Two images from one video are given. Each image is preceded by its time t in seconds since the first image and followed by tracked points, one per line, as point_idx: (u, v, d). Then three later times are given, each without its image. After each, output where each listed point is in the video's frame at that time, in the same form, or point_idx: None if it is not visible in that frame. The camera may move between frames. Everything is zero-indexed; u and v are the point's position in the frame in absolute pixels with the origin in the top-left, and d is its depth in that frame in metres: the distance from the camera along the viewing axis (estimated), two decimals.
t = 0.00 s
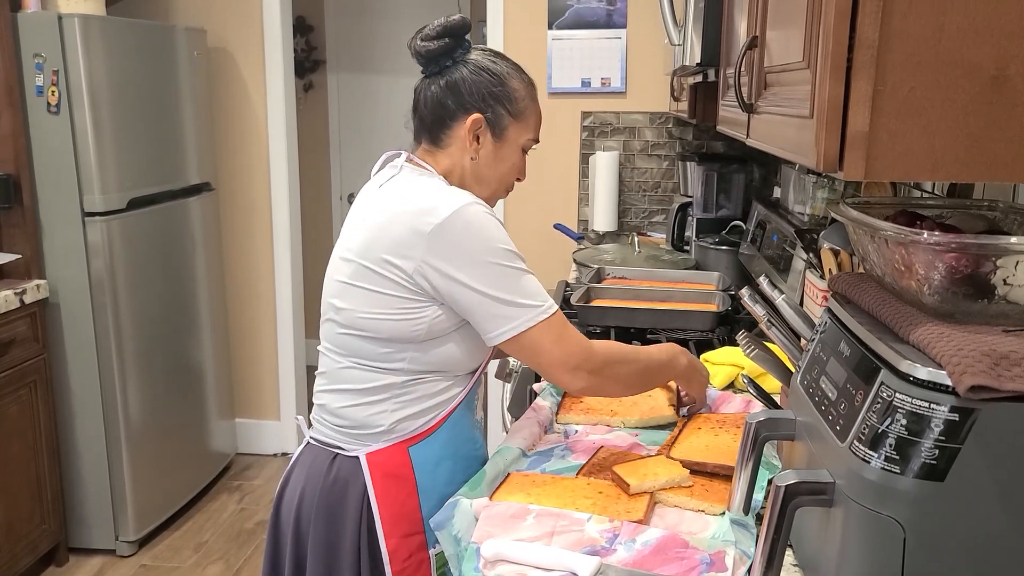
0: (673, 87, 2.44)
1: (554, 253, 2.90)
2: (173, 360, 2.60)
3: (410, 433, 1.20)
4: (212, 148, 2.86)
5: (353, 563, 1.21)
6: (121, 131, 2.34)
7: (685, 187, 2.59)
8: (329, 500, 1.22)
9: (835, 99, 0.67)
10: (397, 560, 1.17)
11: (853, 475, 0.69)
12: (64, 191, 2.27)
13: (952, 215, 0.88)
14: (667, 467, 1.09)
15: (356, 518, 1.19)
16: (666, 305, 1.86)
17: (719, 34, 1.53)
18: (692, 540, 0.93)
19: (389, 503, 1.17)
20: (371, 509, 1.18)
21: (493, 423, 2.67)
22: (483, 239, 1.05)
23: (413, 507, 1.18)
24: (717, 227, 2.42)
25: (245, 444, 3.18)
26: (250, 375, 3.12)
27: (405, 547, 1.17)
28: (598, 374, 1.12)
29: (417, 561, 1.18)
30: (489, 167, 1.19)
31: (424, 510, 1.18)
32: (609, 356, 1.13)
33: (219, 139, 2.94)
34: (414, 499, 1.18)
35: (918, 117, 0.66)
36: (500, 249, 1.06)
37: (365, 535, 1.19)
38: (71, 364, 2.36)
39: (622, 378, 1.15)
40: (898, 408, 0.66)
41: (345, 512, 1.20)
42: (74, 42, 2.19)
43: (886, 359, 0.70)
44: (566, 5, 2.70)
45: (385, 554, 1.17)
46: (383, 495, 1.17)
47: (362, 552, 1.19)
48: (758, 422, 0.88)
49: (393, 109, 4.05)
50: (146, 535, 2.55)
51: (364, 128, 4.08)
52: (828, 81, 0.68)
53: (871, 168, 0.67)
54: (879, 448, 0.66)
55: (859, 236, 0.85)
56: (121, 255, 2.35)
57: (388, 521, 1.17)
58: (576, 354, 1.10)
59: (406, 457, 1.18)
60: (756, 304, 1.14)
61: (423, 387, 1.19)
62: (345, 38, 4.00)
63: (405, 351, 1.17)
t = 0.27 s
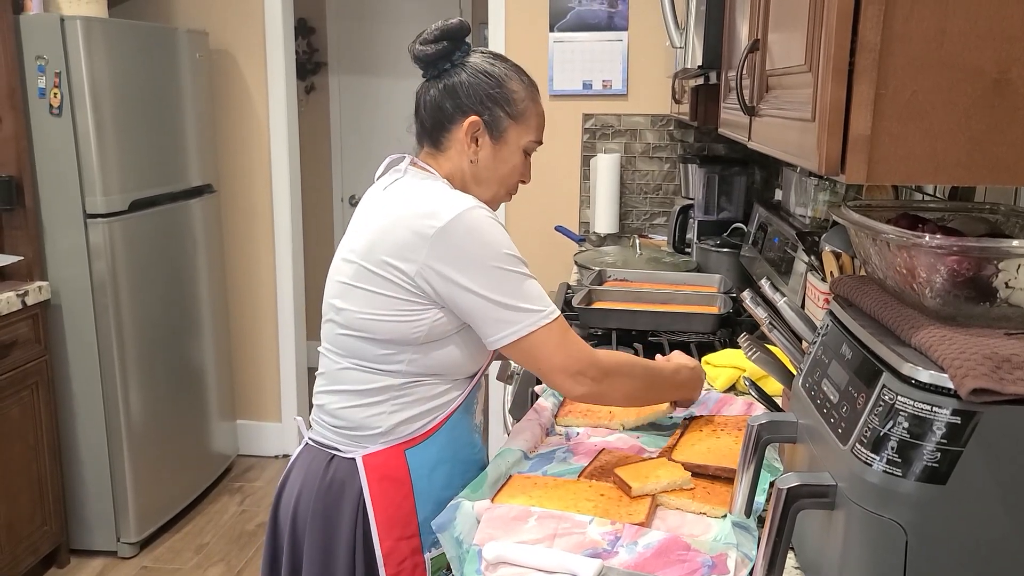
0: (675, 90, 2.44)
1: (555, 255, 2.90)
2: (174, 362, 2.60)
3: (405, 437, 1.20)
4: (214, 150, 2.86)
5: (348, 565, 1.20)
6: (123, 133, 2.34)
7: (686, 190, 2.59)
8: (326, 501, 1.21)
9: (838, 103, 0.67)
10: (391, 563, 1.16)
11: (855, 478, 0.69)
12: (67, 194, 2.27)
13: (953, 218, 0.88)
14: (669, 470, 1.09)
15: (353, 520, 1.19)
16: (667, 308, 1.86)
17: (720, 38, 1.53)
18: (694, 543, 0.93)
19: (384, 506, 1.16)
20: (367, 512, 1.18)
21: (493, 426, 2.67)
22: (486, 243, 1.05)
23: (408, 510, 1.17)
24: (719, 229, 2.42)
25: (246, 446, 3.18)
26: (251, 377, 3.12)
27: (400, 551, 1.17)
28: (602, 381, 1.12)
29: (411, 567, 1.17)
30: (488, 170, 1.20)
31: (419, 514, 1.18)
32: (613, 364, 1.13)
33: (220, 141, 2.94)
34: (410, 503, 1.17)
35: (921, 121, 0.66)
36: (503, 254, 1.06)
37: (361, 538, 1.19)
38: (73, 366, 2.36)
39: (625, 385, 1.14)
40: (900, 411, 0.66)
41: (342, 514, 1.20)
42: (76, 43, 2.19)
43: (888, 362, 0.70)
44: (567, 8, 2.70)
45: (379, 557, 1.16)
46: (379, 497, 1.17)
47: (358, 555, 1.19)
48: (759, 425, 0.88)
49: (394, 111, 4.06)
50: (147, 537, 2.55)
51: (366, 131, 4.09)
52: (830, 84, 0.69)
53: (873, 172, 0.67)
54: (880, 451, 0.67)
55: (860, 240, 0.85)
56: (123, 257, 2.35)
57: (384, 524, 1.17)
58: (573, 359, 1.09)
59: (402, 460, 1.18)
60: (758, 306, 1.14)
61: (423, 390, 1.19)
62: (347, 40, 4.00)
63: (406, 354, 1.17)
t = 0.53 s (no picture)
0: (675, 90, 2.44)
1: (556, 256, 2.90)
2: (175, 363, 2.61)
3: (405, 437, 1.20)
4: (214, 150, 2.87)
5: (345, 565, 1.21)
6: (124, 134, 2.34)
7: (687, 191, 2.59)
8: (322, 502, 1.22)
9: (837, 103, 0.68)
10: (385, 564, 1.18)
11: (856, 478, 0.69)
12: (68, 194, 2.27)
13: (953, 218, 0.88)
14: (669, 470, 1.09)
15: (349, 521, 1.20)
16: (668, 309, 1.86)
17: (721, 38, 1.53)
18: (694, 543, 0.93)
19: (380, 507, 1.18)
20: (362, 512, 1.18)
21: (494, 426, 2.67)
22: (474, 244, 1.04)
23: (404, 512, 1.18)
24: (719, 230, 2.42)
25: (247, 446, 3.19)
26: (252, 377, 3.12)
27: (394, 551, 1.18)
28: (587, 390, 1.07)
29: (405, 567, 1.18)
30: (485, 170, 1.19)
31: (415, 516, 1.19)
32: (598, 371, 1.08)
33: (221, 142, 2.94)
34: (405, 504, 1.18)
35: (921, 121, 0.66)
36: (490, 255, 1.04)
37: (357, 538, 1.20)
38: (73, 366, 2.36)
39: (612, 396, 1.09)
40: (900, 412, 0.66)
41: (338, 514, 1.21)
42: (77, 44, 2.19)
43: (888, 363, 0.70)
44: (568, 9, 2.70)
45: (374, 558, 1.18)
46: (375, 499, 1.18)
47: (353, 555, 1.20)
48: (760, 425, 0.88)
49: (395, 112, 4.06)
50: (148, 538, 2.55)
51: (366, 131, 4.09)
52: (830, 84, 0.69)
53: (873, 172, 0.67)
54: (881, 451, 0.67)
55: (861, 240, 0.85)
56: (123, 258, 2.35)
57: (379, 525, 1.18)
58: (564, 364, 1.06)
59: (399, 462, 1.19)
60: (758, 307, 1.14)
61: (417, 392, 1.19)
62: (347, 41, 4.00)
63: (398, 355, 1.17)
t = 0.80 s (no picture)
0: (676, 92, 2.44)
1: (556, 257, 2.90)
2: (175, 363, 2.61)
3: (395, 439, 1.20)
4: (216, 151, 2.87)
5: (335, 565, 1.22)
6: (125, 135, 2.34)
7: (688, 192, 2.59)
8: (314, 500, 1.23)
9: (838, 105, 0.68)
10: (372, 566, 1.17)
11: (856, 479, 0.69)
12: (69, 195, 2.28)
13: (954, 220, 0.88)
14: (670, 471, 1.09)
15: (339, 520, 1.20)
16: (669, 310, 1.86)
17: (722, 40, 1.53)
18: (695, 544, 0.93)
19: (367, 509, 1.17)
20: (351, 513, 1.18)
21: (495, 427, 2.67)
22: (446, 244, 1.03)
23: (392, 515, 1.17)
24: (720, 231, 2.42)
25: (248, 447, 3.19)
26: (253, 378, 3.13)
27: (382, 553, 1.17)
28: (553, 402, 1.05)
29: (394, 569, 1.18)
30: (483, 171, 1.20)
31: (403, 519, 1.18)
32: (568, 383, 1.05)
33: (223, 143, 2.94)
34: (393, 507, 1.17)
35: (922, 123, 0.66)
36: (462, 256, 1.03)
37: (346, 538, 1.20)
38: (74, 367, 2.36)
39: (582, 407, 1.06)
40: (901, 413, 0.66)
41: (329, 514, 1.21)
42: (79, 45, 2.19)
43: (889, 364, 0.70)
44: (569, 10, 2.70)
45: (362, 559, 1.18)
46: (364, 500, 1.17)
47: (343, 556, 1.21)
48: (761, 426, 0.88)
49: (396, 113, 4.06)
50: (149, 539, 2.55)
51: (368, 132, 4.10)
52: (830, 85, 0.69)
53: (874, 174, 0.67)
54: (881, 452, 0.67)
55: (862, 242, 0.85)
56: (124, 259, 2.36)
57: (367, 526, 1.17)
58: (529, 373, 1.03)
59: (389, 464, 1.18)
60: (759, 309, 1.14)
61: (401, 393, 1.19)
62: (349, 42, 4.01)
63: (382, 355, 1.17)
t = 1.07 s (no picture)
0: (677, 91, 2.44)
1: (557, 256, 2.90)
2: (176, 362, 2.61)
3: (388, 437, 1.20)
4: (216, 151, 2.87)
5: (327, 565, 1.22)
6: (126, 135, 2.34)
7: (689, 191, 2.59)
8: (307, 500, 1.23)
9: (837, 102, 0.68)
10: (364, 565, 1.17)
11: (857, 478, 0.69)
12: (70, 195, 2.28)
13: (955, 218, 0.88)
14: (670, 470, 1.09)
15: (330, 519, 1.20)
16: (669, 309, 1.86)
17: (722, 39, 1.53)
18: (695, 542, 0.93)
19: (359, 507, 1.17)
20: (343, 512, 1.18)
21: (495, 427, 2.68)
22: (470, 232, 1.04)
23: (385, 513, 1.17)
24: (720, 230, 2.42)
25: (248, 447, 3.19)
26: (254, 378, 3.13)
27: (373, 553, 1.17)
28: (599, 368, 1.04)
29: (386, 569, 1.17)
30: (485, 172, 1.20)
31: (397, 518, 1.17)
32: (614, 349, 1.05)
33: (223, 143, 2.95)
34: (384, 506, 1.17)
35: (921, 120, 0.66)
36: (489, 241, 1.04)
37: (338, 538, 1.20)
38: (75, 366, 2.37)
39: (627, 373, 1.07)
40: (901, 411, 0.66)
41: (321, 513, 1.22)
42: (79, 45, 2.19)
43: (889, 362, 0.70)
44: (569, 9, 2.70)
45: (354, 558, 1.17)
46: (356, 499, 1.17)
47: (335, 556, 1.20)
48: (761, 425, 0.88)
49: (397, 113, 4.06)
50: (149, 538, 2.55)
51: (368, 133, 4.10)
52: (830, 83, 0.69)
53: (873, 172, 0.67)
54: (882, 450, 0.67)
55: (862, 240, 0.85)
56: (125, 258, 2.36)
57: (359, 525, 1.17)
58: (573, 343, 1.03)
59: (381, 462, 1.18)
60: (760, 308, 1.13)
61: (404, 389, 1.19)
62: (349, 42, 4.01)
63: (390, 351, 1.17)
